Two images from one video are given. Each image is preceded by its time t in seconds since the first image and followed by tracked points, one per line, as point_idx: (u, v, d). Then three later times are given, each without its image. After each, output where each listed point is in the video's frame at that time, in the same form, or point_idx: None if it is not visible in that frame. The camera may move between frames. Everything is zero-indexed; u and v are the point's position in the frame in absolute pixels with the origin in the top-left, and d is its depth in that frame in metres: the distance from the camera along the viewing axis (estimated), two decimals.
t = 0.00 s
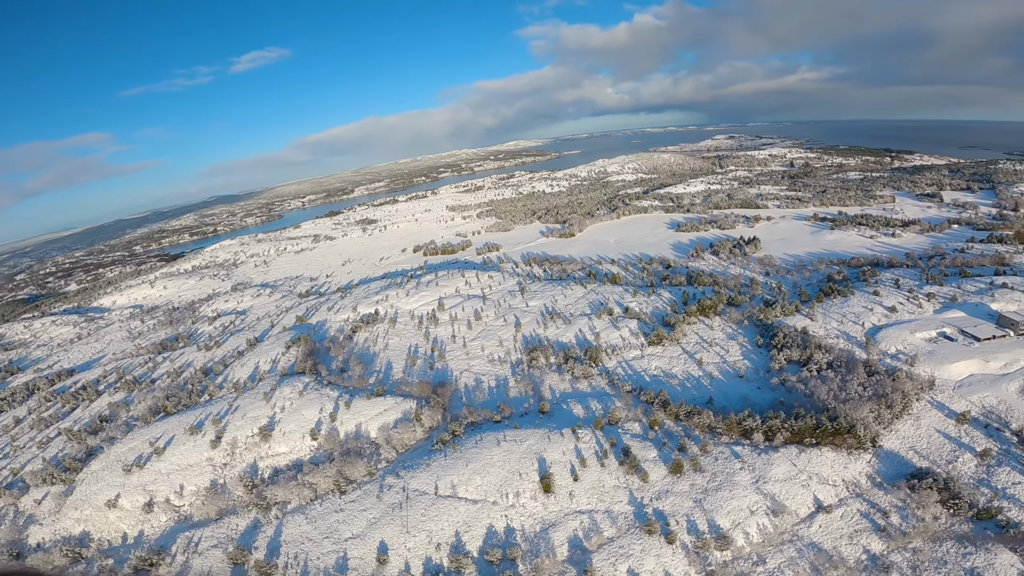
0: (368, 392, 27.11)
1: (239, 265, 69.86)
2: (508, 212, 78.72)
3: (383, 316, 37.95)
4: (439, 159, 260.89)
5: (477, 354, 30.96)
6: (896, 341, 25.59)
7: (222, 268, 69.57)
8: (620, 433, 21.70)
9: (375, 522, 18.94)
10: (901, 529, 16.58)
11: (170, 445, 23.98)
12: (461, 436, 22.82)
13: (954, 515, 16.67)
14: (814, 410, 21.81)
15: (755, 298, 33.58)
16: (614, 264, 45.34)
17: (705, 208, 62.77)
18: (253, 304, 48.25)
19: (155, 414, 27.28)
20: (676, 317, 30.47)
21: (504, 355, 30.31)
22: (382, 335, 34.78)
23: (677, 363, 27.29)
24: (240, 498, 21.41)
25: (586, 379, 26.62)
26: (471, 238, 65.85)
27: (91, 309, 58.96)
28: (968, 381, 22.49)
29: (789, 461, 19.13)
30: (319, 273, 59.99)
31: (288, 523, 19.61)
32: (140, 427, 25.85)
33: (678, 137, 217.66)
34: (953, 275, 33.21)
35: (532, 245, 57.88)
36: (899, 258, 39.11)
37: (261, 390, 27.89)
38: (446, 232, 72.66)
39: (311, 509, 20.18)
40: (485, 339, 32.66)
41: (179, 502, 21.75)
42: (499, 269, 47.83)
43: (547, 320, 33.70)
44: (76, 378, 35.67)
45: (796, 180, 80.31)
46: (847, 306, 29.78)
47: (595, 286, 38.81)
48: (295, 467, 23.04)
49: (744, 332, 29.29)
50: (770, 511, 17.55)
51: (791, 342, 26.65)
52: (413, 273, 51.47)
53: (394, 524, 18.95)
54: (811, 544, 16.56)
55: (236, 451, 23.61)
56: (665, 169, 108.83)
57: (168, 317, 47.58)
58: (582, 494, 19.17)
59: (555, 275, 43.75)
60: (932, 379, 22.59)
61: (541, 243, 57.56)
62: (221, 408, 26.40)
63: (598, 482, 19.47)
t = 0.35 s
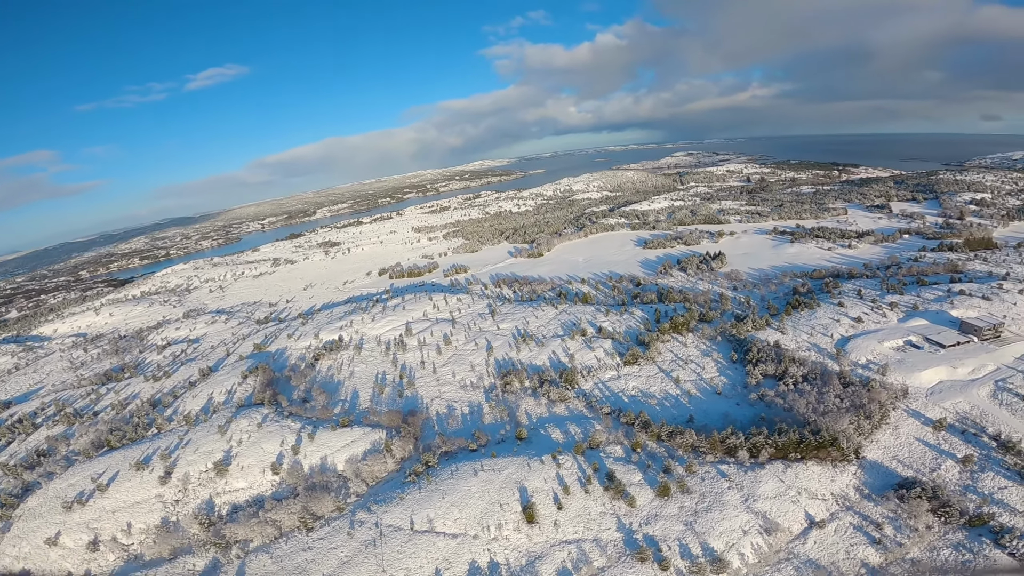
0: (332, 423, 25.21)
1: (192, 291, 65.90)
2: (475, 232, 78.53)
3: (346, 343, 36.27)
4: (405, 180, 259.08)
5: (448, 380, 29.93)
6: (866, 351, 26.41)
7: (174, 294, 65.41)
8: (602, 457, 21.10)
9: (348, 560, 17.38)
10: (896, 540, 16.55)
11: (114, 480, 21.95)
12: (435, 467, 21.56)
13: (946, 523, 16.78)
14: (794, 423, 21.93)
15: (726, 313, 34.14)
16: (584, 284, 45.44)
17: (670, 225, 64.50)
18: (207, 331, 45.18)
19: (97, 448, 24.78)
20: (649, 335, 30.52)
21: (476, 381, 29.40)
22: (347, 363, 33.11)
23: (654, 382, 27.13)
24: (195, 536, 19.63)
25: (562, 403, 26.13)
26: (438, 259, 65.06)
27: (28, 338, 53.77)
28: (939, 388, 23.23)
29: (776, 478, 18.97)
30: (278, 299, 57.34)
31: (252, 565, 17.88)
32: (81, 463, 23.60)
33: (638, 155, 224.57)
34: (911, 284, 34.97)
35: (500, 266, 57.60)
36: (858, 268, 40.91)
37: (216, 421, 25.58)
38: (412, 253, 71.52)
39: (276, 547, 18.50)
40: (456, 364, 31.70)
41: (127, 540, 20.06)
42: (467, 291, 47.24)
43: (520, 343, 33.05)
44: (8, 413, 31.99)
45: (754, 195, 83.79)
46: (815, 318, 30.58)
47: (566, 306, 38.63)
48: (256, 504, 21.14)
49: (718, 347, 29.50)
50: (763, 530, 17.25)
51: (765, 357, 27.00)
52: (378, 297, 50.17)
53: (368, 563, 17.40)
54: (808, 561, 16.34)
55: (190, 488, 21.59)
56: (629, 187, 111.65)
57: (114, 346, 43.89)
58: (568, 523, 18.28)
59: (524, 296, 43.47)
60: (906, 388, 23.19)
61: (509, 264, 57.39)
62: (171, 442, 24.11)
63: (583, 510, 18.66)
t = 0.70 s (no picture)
0: (290, 460, 22.91)
1: (129, 323, 60.28)
2: (434, 257, 77.60)
3: (302, 376, 33.76)
4: (361, 204, 254.49)
5: (414, 411, 28.30)
6: (829, 360, 27.40)
7: (109, 327, 59.61)
8: (582, 483, 20.21)
9: None
10: (890, 548, 16.46)
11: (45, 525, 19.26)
12: (405, 502, 19.82)
13: (935, 528, 16.80)
14: (769, 437, 22.05)
15: (692, 329, 34.64)
16: (548, 306, 45.31)
17: (629, 242, 66.23)
18: (147, 366, 41.01)
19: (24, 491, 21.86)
20: (619, 355, 30.36)
21: (444, 411, 27.95)
22: (304, 396, 30.67)
23: (627, 403, 26.72)
24: None
25: (536, 429, 25.20)
26: (398, 285, 63.45)
27: None
28: (904, 393, 24.17)
29: (762, 493, 18.75)
30: (227, 330, 53.41)
31: None
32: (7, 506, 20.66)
33: (592, 175, 231.65)
34: (862, 292, 37.17)
35: (462, 290, 56.79)
36: (811, 279, 43.14)
37: (159, 461, 22.93)
38: (371, 280, 69.46)
39: None
40: (422, 394, 30.11)
41: None
42: (430, 317, 46.00)
43: (487, 369, 31.98)
44: None
45: (706, 211, 87.87)
46: (778, 330, 31.58)
47: (532, 329, 38.09)
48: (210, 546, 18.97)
49: (688, 364, 29.61)
50: (757, 548, 16.83)
51: (735, 371, 27.23)
52: (334, 326, 47.92)
53: None
54: None
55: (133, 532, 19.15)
56: (587, 207, 114.49)
57: (42, 383, 39.06)
58: (554, 556, 17.13)
59: (489, 320, 42.76)
60: (873, 395, 23.98)
61: (471, 288, 56.72)
62: (109, 482, 21.46)
63: (568, 541, 17.60)
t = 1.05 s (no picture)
0: (242, 505, 20.43)
1: (49, 367, 53.32)
2: (386, 285, 75.50)
3: (249, 417, 30.61)
4: (305, 234, 245.15)
5: (375, 446, 26.34)
6: (788, 366, 28.58)
7: (25, 372, 52.58)
8: (562, 510, 19.31)
9: None
10: (883, 549, 16.50)
11: None
12: (377, 544, 18.01)
13: (921, 525, 17.14)
14: (742, 447, 22.21)
15: (652, 345, 35.11)
16: (507, 329, 44.80)
17: (581, 261, 67.64)
18: (73, 412, 35.74)
19: None
20: (584, 375, 30.07)
21: (407, 445, 26.23)
22: (252, 437, 27.78)
23: (597, 424, 26.28)
24: None
25: (507, 458, 24.08)
26: (348, 316, 60.87)
27: None
28: (861, 393, 25.47)
29: (746, 504, 18.65)
30: (161, 371, 48.43)
31: None
32: None
33: (538, 196, 237.67)
34: (806, 296, 39.92)
35: (416, 318, 55.24)
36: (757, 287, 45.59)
37: (92, 511, 20.60)
38: (319, 312, 66.25)
39: None
40: (382, 429, 28.18)
41: None
42: (385, 348, 44.13)
43: (449, 398, 30.53)
44: None
45: (653, 226, 91.91)
46: (734, 339, 32.78)
47: (492, 355, 37.21)
48: None
49: (652, 380, 29.68)
50: (751, 561, 16.50)
51: (700, 384, 27.54)
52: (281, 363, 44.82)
53: None
54: None
55: None
56: (536, 228, 116.98)
57: None
58: None
59: (447, 347, 41.55)
60: (834, 397, 25.08)
61: (426, 315, 55.34)
62: (37, 533, 19.39)
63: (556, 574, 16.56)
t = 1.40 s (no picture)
0: (190, 561, 18.03)
1: None
2: (326, 319, 72.05)
3: (185, 466, 27.29)
4: (234, 271, 229.49)
5: (331, 488, 24.18)
6: (741, 367, 29.90)
7: None
8: (544, 538, 18.50)
9: None
10: (872, 542, 16.91)
11: None
12: None
13: (899, 514, 17.84)
14: (712, 452, 22.38)
15: (608, 359, 35.46)
16: (459, 356, 43.76)
17: (527, 280, 68.23)
18: None
19: None
20: (544, 396, 29.61)
21: (367, 483, 24.33)
22: (192, 487, 24.71)
23: (564, 444, 25.76)
24: None
25: (476, 488, 22.92)
26: (287, 355, 57.22)
27: None
28: (812, 388, 27.07)
29: (729, 511, 18.69)
30: (77, 423, 42.66)
31: None
32: None
33: (477, 218, 238.49)
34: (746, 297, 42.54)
35: (361, 352, 52.82)
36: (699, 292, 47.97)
37: (17, 571, 17.55)
38: (255, 352, 61.74)
39: None
40: (337, 469, 26.00)
41: None
42: (331, 385, 41.60)
43: (406, 432, 28.88)
44: None
45: (593, 241, 94.96)
46: (686, 346, 33.96)
47: (446, 384, 35.88)
48: None
49: (613, 395, 29.65)
50: (746, 567, 16.42)
51: (660, 394, 27.83)
52: (215, 407, 40.96)
53: None
54: None
55: None
56: (479, 252, 117.31)
57: None
58: None
59: (398, 379, 39.79)
60: (789, 395, 26.39)
61: (371, 348, 53.09)
62: None
63: None
